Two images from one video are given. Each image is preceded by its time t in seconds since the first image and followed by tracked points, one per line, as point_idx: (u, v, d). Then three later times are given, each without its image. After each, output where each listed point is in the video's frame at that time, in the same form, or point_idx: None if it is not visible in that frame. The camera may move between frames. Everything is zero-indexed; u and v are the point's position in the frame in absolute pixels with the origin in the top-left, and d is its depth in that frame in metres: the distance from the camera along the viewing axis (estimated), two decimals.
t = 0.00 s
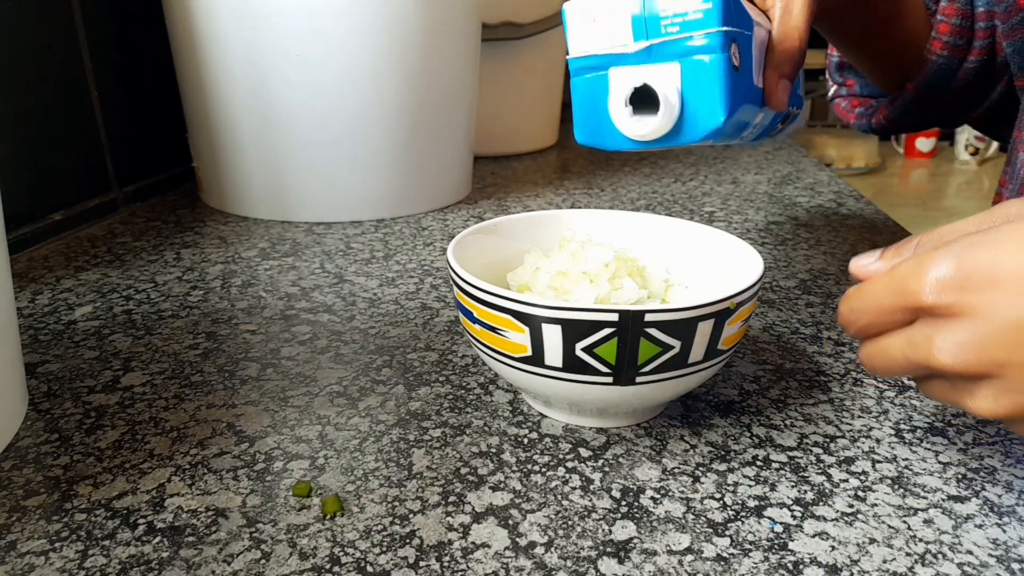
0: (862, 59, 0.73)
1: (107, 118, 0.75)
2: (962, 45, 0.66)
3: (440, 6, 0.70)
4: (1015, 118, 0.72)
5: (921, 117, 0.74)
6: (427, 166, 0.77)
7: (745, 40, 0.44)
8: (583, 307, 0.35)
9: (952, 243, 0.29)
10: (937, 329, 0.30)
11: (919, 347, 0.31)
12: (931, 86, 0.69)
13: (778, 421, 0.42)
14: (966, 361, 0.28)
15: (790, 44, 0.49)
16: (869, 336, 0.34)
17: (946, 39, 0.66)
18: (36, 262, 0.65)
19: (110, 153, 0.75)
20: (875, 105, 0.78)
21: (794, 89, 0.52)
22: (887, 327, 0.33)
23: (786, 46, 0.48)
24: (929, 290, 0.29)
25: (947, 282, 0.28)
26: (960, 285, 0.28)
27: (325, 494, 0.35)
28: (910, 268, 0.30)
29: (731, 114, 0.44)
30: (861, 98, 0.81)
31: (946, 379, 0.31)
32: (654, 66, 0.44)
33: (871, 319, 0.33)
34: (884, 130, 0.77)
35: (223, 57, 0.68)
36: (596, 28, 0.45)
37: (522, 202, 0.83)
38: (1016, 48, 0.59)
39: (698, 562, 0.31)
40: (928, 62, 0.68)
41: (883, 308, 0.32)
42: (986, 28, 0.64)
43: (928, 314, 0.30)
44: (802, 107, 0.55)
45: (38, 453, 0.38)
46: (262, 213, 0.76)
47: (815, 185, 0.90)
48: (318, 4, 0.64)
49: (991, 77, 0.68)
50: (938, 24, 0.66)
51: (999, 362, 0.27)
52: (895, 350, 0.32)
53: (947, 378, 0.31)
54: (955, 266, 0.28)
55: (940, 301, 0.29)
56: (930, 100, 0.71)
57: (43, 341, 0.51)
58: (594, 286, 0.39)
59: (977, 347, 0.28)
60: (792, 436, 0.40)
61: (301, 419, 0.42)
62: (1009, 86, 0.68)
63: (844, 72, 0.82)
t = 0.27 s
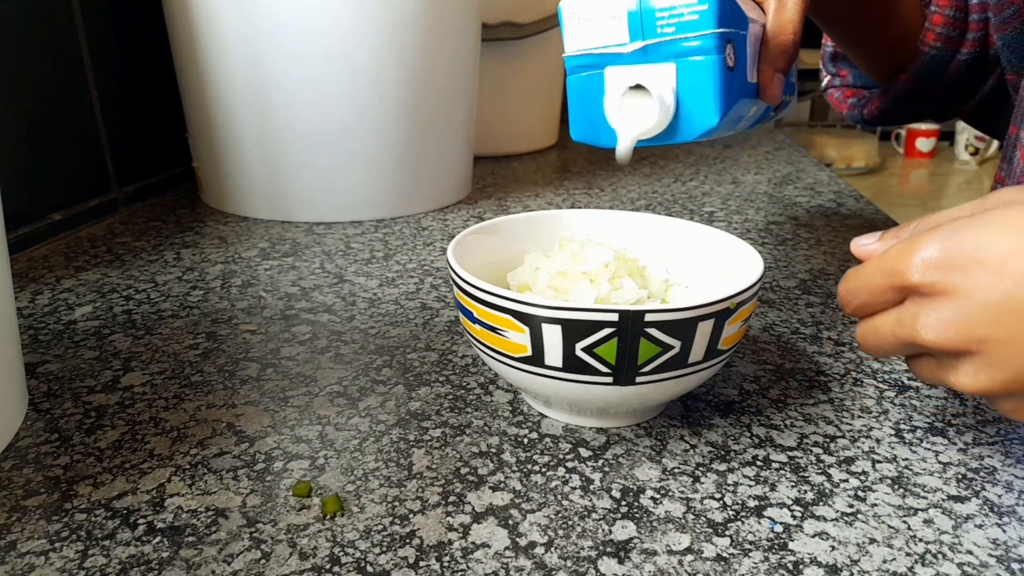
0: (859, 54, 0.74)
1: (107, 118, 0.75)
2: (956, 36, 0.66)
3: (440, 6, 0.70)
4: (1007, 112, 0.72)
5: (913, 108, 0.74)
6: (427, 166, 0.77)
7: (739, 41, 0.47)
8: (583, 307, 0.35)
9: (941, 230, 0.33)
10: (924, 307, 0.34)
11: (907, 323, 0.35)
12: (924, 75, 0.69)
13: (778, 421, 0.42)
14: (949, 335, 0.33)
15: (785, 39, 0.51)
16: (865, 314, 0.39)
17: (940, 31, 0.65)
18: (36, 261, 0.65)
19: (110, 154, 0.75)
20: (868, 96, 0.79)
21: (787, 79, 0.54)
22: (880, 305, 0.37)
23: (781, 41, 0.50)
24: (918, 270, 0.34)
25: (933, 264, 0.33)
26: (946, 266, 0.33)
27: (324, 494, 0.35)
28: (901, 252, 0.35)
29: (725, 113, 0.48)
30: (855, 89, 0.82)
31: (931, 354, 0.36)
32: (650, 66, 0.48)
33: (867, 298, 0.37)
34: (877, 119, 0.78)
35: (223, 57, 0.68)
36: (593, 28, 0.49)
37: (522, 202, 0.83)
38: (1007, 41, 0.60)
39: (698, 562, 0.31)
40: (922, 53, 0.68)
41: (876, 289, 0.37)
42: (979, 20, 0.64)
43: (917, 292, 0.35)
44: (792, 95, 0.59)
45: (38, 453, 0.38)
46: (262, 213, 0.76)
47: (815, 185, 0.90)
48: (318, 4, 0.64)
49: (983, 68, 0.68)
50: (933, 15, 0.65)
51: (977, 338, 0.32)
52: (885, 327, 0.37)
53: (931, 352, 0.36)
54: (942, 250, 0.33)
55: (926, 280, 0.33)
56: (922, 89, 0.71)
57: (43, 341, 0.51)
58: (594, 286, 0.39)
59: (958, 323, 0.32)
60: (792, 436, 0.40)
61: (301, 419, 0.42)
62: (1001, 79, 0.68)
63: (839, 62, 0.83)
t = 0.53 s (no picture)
0: (855, 49, 0.74)
1: (107, 118, 0.75)
2: (949, 32, 0.66)
3: (440, 6, 0.70)
4: (999, 110, 0.71)
5: (906, 104, 0.75)
6: (427, 166, 0.77)
7: (728, 41, 0.47)
8: (583, 307, 0.35)
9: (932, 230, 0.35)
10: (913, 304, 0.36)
11: (897, 319, 0.37)
12: (917, 70, 0.69)
13: (778, 421, 0.42)
14: (938, 332, 0.34)
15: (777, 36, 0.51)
16: (855, 309, 0.40)
17: (932, 26, 0.66)
18: (36, 261, 0.65)
19: (110, 154, 0.75)
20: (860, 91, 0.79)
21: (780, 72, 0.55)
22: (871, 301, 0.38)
23: (774, 37, 0.51)
24: (907, 267, 0.35)
25: (925, 262, 0.34)
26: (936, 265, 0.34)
27: (325, 494, 0.35)
28: (892, 250, 0.36)
29: (715, 113, 0.48)
30: (848, 84, 0.82)
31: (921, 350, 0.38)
32: (641, 67, 0.48)
33: (859, 295, 0.38)
34: (871, 116, 0.78)
35: (223, 57, 0.68)
36: (583, 27, 0.48)
37: (522, 202, 0.83)
38: (999, 37, 0.59)
39: (698, 562, 0.31)
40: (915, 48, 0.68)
41: (868, 285, 0.38)
42: (972, 16, 0.64)
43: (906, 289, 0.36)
44: (786, 88, 0.60)
45: (38, 453, 0.38)
46: (262, 213, 0.76)
47: (815, 185, 0.90)
48: (318, 4, 0.64)
49: (976, 65, 0.68)
50: (925, 11, 0.66)
51: (965, 333, 0.34)
52: (876, 323, 0.38)
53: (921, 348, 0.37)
54: (933, 248, 0.34)
55: (916, 277, 0.35)
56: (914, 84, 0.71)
57: (43, 341, 0.51)
58: (594, 286, 0.40)
59: (948, 319, 0.34)
60: (792, 436, 0.40)
61: (301, 419, 0.42)
62: (994, 76, 0.68)
63: (832, 56, 0.83)
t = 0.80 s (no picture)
0: (853, 45, 0.74)
1: (107, 118, 0.75)
2: (946, 28, 0.66)
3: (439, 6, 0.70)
4: (996, 108, 0.72)
5: (903, 101, 0.75)
6: (427, 166, 0.77)
7: (722, 28, 0.48)
8: (584, 307, 0.35)
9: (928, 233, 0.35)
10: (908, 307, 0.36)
11: (893, 322, 0.37)
12: (912, 68, 0.69)
13: (778, 421, 0.42)
14: (933, 335, 0.34)
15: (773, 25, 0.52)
16: (852, 313, 0.40)
17: (931, 22, 0.66)
18: (37, 261, 0.65)
19: (110, 153, 0.75)
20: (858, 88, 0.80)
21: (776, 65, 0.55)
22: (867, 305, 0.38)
23: (769, 27, 0.52)
24: (903, 271, 0.35)
25: (919, 265, 0.34)
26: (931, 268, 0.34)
27: (325, 494, 0.35)
28: (888, 253, 0.36)
29: (707, 101, 0.48)
30: (846, 80, 0.82)
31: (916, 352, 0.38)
32: (633, 53, 0.48)
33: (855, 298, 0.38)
34: (868, 112, 0.79)
35: (223, 57, 0.68)
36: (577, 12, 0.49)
37: (522, 202, 0.83)
38: (994, 36, 0.59)
39: (698, 562, 0.31)
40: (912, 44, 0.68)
41: (863, 288, 0.38)
42: (970, 11, 0.64)
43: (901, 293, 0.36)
44: (786, 78, 0.61)
45: (38, 452, 0.38)
46: (262, 213, 0.76)
47: (815, 185, 0.90)
48: (318, 4, 0.64)
49: (972, 62, 0.68)
50: (923, 6, 0.66)
51: (960, 336, 0.34)
52: (872, 326, 0.38)
53: (916, 351, 0.37)
54: (927, 251, 0.34)
55: (911, 281, 0.35)
56: (910, 82, 0.71)
57: (43, 341, 0.51)
58: (594, 286, 0.40)
59: (942, 322, 0.34)
60: (792, 436, 0.40)
61: (301, 419, 0.42)
62: (990, 74, 0.68)
63: (830, 53, 0.83)
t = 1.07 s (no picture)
0: (852, 45, 0.74)
1: (107, 118, 0.75)
2: (944, 27, 0.66)
3: (439, 6, 0.70)
4: (994, 108, 0.71)
5: (902, 100, 0.75)
6: (427, 167, 0.77)
7: (722, 29, 0.48)
8: (584, 307, 0.35)
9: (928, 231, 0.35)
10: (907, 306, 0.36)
11: (892, 322, 0.37)
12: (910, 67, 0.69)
13: (778, 421, 0.42)
14: (933, 335, 0.34)
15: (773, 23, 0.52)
16: (852, 313, 0.40)
17: (929, 20, 0.66)
18: (37, 262, 0.65)
19: (110, 153, 0.75)
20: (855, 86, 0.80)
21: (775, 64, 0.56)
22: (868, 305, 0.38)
23: (769, 24, 0.52)
24: (901, 271, 0.35)
25: (919, 265, 0.34)
26: (930, 268, 0.34)
27: (325, 494, 0.35)
28: (887, 253, 0.36)
29: (707, 101, 0.48)
30: (844, 79, 0.82)
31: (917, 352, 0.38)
32: (633, 54, 0.48)
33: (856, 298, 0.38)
34: (867, 111, 0.79)
35: (223, 57, 0.68)
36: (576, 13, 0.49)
37: (522, 202, 0.83)
38: (991, 35, 0.60)
39: (698, 562, 0.31)
40: (910, 42, 0.68)
41: (863, 289, 0.38)
42: (968, 11, 0.64)
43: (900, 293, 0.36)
44: (785, 76, 0.61)
45: (38, 453, 0.38)
46: (262, 213, 0.76)
47: (815, 185, 0.90)
48: (318, 5, 0.64)
49: (972, 59, 0.67)
50: (923, 5, 0.66)
51: (960, 336, 0.34)
52: (872, 326, 0.38)
53: (916, 351, 0.37)
54: (927, 251, 0.34)
55: (909, 281, 0.35)
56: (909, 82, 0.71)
57: (43, 341, 0.51)
58: (593, 286, 0.40)
59: (942, 322, 0.34)
60: (792, 436, 0.40)
61: (301, 419, 0.42)
62: (990, 74, 0.67)
63: (829, 51, 0.83)
